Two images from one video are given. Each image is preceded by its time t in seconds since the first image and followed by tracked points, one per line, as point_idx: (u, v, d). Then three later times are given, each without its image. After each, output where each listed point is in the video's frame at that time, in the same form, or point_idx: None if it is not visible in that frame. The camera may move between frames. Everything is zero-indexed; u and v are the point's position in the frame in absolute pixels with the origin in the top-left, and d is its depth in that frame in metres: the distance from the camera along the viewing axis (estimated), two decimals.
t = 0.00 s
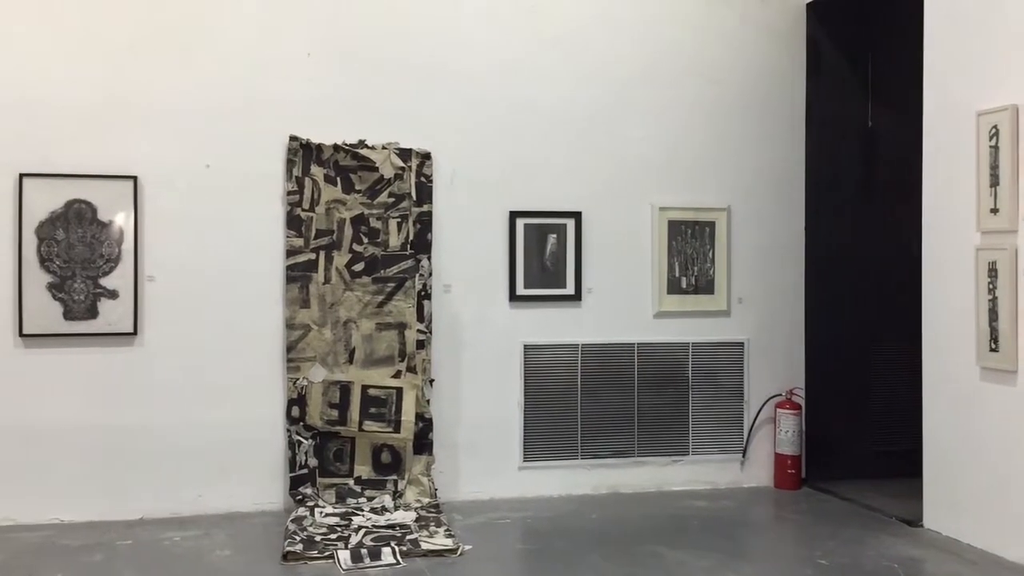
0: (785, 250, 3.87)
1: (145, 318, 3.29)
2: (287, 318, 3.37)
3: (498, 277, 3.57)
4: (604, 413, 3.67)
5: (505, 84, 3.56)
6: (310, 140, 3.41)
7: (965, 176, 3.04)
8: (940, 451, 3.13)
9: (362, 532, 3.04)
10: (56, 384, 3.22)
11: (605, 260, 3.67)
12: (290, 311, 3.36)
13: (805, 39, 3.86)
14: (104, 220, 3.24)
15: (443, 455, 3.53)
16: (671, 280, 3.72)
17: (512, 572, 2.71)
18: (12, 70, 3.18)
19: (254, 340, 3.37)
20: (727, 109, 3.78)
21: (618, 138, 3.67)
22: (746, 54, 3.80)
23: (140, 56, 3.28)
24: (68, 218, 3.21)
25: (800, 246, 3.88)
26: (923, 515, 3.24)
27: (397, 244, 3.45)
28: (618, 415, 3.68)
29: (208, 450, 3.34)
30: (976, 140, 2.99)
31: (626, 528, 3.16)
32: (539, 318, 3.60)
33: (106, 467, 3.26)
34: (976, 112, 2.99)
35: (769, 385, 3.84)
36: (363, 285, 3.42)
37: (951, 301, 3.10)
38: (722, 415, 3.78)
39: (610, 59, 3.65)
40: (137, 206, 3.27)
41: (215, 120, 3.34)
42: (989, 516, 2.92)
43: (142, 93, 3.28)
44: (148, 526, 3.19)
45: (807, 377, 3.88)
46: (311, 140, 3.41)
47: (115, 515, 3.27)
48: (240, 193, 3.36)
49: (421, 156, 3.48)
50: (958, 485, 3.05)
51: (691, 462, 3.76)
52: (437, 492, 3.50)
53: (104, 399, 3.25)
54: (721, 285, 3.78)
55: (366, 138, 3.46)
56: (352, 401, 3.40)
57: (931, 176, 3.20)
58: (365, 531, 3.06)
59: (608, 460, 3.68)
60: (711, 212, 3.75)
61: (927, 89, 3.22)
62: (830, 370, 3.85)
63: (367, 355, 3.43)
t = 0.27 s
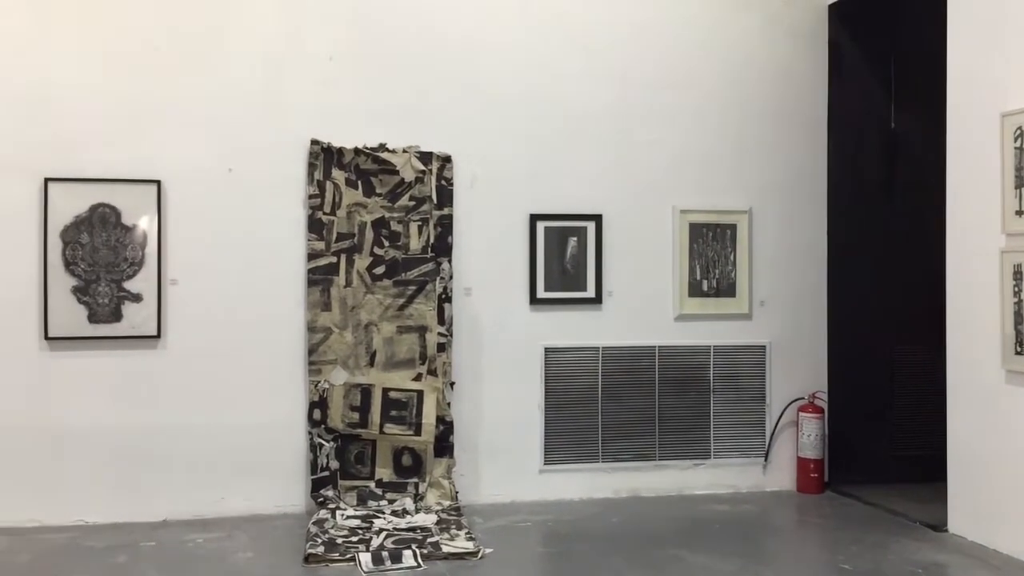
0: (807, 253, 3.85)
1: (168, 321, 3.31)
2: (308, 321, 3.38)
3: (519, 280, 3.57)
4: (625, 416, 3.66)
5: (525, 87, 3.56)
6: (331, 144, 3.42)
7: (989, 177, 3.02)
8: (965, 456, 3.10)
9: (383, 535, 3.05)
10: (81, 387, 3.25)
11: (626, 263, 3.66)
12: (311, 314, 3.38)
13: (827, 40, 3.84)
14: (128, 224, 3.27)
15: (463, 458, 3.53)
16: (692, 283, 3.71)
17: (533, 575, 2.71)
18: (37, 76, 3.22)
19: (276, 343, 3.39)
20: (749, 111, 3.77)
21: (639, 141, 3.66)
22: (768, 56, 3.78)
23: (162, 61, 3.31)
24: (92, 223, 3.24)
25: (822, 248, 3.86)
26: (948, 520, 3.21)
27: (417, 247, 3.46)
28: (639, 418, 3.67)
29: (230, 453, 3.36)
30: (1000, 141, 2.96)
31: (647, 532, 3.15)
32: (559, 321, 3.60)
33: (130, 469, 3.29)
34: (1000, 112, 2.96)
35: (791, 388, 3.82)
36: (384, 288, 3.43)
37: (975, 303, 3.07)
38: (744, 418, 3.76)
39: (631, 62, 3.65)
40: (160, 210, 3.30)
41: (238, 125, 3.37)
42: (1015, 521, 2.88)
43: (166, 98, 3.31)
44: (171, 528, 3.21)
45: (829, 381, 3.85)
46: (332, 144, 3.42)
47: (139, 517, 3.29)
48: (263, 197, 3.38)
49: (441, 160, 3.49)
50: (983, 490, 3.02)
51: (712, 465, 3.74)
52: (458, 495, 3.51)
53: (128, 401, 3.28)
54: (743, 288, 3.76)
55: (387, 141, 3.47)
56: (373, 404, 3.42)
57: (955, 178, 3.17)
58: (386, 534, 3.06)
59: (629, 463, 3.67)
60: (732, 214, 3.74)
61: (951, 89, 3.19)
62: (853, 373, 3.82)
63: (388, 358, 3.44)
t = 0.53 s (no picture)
0: (822, 253, 3.83)
1: (184, 323, 3.32)
2: (323, 323, 3.39)
3: (533, 282, 3.57)
4: (640, 418, 3.65)
5: (538, 89, 3.56)
6: (345, 146, 3.43)
7: (1006, 176, 3.00)
8: (982, 457, 3.08)
9: (398, 536, 3.05)
10: (98, 389, 3.27)
11: (640, 264, 3.66)
12: (326, 316, 3.39)
13: (842, 40, 3.83)
14: (143, 227, 3.28)
15: (478, 459, 3.53)
16: (706, 284, 3.70)
17: None
18: (53, 80, 3.24)
19: (291, 345, 3.40)
20: (763, 112, 3.75)
21: (652, 142, 3.66)
22: (782, 56, 3.77)
23: (176, 65, 3.33)
24: (109, 225, 3.26)
25: (838, 249, 3.84)
26: (966, 522, 3.18)
27: (431, 249, 3.46)
28: (654, 420, 3.66)
29: (245, 454, 3.37)
30: (1017, 141, 2.94)
31: (662, 534, 3.14)
32: (573, 322, 3.60)
33: (146, 470, 3.30)
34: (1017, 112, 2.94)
35: (806, 389, 3.80)
36: (398, 289, 3.44)
37: (992, 304, 3.05)
38: (759, 420, 3.75)
39: (644, 62, 3.64)
40: (175, 212, 3.31)
41: (252, 127, 3.38)
42: None
43: (180, 102, 3.33)
44: (187, 530, 3.23)
45: (845, 382, 3.83)
46: (346, 146, 3.43)
47: (155, 518, 3.31)
48: (277, 199, 3.39)
49: (455, 161, 3.49)
50: (1001, 492, 3.00)
51: (727, 467, 3.73)
52: (472, 497, 3.51)
53: (144, 403, 3.30)
54: (758, 289, 3.75)
55: (400, 143, 3.47)
56: (387, 406, 3.42)
57: (972, 177, 3.15)
58: (401, 535, 3.07)
59: (643, 465, 3.66)
60: (747, 215, 3.73)
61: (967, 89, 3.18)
62: (869, 375, 3.80)
63: (402, 359, 3.45)
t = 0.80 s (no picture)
0: (837, 253, 3.82)
1: (198, 324, 3.34)
2: (336, 323, 3.40)
3: (546, 282, 3.57)
4: (654, 418, 3.64)
5: (551, 89, 3.56)
6: (358, 147, 3.44)
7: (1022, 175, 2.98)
8: (998, 458, 3.05)
9: (412, 537, 3.06)
10: (113, 390, 3.29)
11: (653, 264, 3.65)
12: (339, 317, 3.40)
13: (855, 39, 3.81)
14: (158, 228, 3.30)
15: (491, 460, 3.53)
16: (720, 284, 3.69)
17: None
18: (68, 82, 3.26)
19: (305, 346, 3.41)
20: (777, 111, 3.74)
21: (665, 142, 3.65)
22: (795, 55, 3.75)
23: (190, 67, 3.34)
24: (124, 227, 3.28)
25: (852, 249, 3.82)
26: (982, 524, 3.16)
27: (444, 249, 3.46)
28: (668, 421, 3.65)
29: (260, 455, 3.38)
30: None
31: (676, 535, 3.13)
32: (586, 323, 3.60)
33: (162, 471, 3.32)
34: None
35: (821, 390, 3.79)
36: (411, 290, 3.44)
37: (1009, 304, 3.03)
38: (774, 420, 3.73)
39: (657, 62, 3.63)
40: (190, 214, 3.33)
41: (265, 128, 3.39)
42: None
43: (194, 105, 3.34)
44: (203, 530, 3.24)
45: (860, 383, 3.82)
46: (359, 147, 3.44)
47: (170, 519, 3.32)
48: (291, 201, 3.40)
49: (468, 162, 3.49)
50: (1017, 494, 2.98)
51: (742, 468, 3.72)
52: (486, 497, 3.51)
53: (160, 404, 3.31)
54: (772, 289, 3.74)
55: (413, 144, 3.48)
56: (401, 406, 3.43)
57: (988, 177, 3.13)
58: (415, 535, 3.07)
59: (657, 466, 3.65)
60: (761, 215, 3.71)
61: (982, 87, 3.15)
62: (883, 376, 3.79)
63: (416, 360, 3.45)
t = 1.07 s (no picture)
0: (861, 251, 3.79)
1: (223, 323, 3.36)
2: (359, 322, 3.41)
3: (568, 281, 3.57)
4: (677, 418, 3.63)
5: (573, 88, 3.56)
6: (381, 147, 3.45)
7: None
8: None
9: (435, 535, 3.07)
10: (140, 388, 3.32)
11: (676, 263, 3.64)
12: (362, 316, 3.41)
13: (881, 35, 3.78)
14: (183, 228, 3.33)
15: (514, 459, 3.54)
16: (743, 283, 3.68)
17: None
18: (95, 83, 3.30)
19: (328, 344, 3.43)
20: (801, 108, 3.72)
21: (688, 140, 3.64)
22: (819, 51, 3.73)
23: (215, 67, 3.36)
24: (149, 226, 3.31)
25: (878, 247, 3.79)
26: (1010, 525, 3.13)
27: (467, 248, 3.47)
28: (691, 420, 3.64)
29: (284, 453, 3.40)
30: None
31: (699, 534, 3.12)
32: (609, 322, 3.59)
33: (187, 468, 3.35)
34: None
35: (846, 389, 3.76)
36: (434, 289, 3.45)
37: None
38: (798, 419, 3.71)
39: (680, 59, 3.62)
40: (215, 213, 3.35)
41: (288, 128, 3.41)
42: None
43: (219, 105, 3.37)
44: (227, 527, 3.27)
45: (885, 382, 3.79)
46: (382, 147, 3.45)
47: (195, 516, 3.35)
48: (314, 200, 3.42)
49: (490, 161, 3.50)
50: None
51: (766, 467, 3.70)
52: (509, 496, 3.51)
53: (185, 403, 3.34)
54: (796, 287, 3.71)
55: (436, 143, 3.49)
56: (424, 405, 3.44)
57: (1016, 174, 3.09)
58: (438, 534, 3.08)
59: (680, 465, 3.64)
60: (784, 213, 3.69)
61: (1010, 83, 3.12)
62: (909, 375, 3.75)
63: (439, 359, 3.46)
